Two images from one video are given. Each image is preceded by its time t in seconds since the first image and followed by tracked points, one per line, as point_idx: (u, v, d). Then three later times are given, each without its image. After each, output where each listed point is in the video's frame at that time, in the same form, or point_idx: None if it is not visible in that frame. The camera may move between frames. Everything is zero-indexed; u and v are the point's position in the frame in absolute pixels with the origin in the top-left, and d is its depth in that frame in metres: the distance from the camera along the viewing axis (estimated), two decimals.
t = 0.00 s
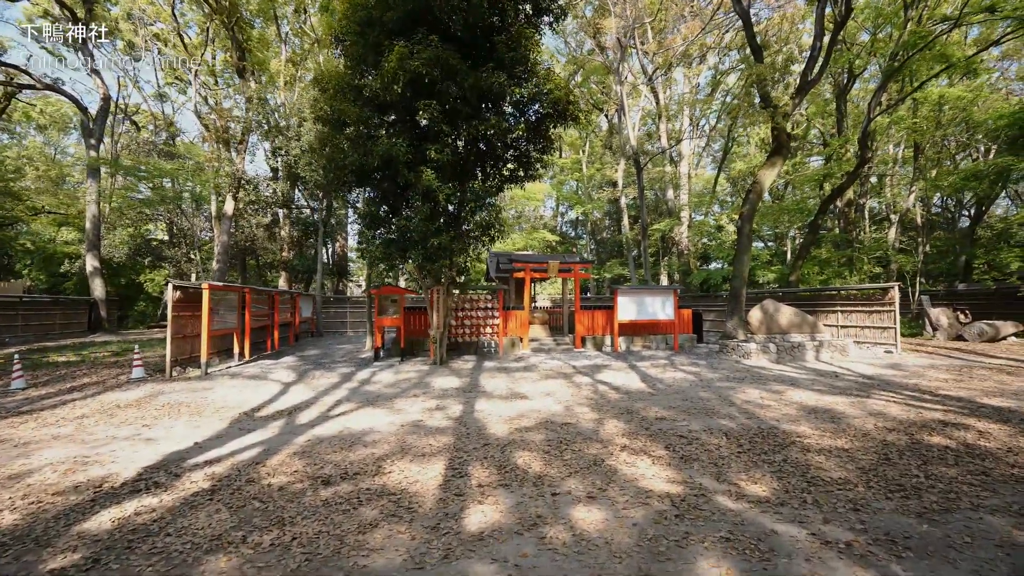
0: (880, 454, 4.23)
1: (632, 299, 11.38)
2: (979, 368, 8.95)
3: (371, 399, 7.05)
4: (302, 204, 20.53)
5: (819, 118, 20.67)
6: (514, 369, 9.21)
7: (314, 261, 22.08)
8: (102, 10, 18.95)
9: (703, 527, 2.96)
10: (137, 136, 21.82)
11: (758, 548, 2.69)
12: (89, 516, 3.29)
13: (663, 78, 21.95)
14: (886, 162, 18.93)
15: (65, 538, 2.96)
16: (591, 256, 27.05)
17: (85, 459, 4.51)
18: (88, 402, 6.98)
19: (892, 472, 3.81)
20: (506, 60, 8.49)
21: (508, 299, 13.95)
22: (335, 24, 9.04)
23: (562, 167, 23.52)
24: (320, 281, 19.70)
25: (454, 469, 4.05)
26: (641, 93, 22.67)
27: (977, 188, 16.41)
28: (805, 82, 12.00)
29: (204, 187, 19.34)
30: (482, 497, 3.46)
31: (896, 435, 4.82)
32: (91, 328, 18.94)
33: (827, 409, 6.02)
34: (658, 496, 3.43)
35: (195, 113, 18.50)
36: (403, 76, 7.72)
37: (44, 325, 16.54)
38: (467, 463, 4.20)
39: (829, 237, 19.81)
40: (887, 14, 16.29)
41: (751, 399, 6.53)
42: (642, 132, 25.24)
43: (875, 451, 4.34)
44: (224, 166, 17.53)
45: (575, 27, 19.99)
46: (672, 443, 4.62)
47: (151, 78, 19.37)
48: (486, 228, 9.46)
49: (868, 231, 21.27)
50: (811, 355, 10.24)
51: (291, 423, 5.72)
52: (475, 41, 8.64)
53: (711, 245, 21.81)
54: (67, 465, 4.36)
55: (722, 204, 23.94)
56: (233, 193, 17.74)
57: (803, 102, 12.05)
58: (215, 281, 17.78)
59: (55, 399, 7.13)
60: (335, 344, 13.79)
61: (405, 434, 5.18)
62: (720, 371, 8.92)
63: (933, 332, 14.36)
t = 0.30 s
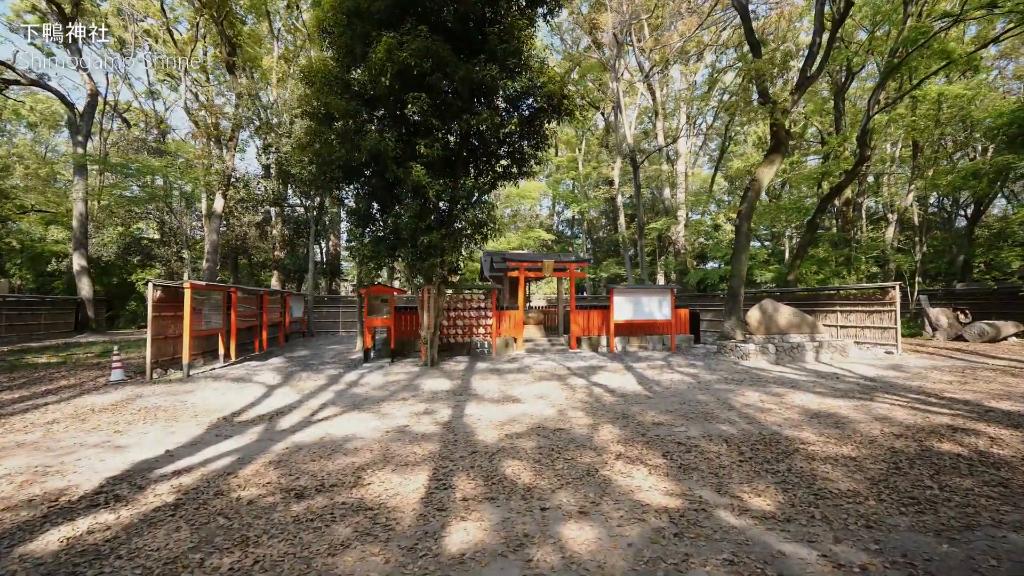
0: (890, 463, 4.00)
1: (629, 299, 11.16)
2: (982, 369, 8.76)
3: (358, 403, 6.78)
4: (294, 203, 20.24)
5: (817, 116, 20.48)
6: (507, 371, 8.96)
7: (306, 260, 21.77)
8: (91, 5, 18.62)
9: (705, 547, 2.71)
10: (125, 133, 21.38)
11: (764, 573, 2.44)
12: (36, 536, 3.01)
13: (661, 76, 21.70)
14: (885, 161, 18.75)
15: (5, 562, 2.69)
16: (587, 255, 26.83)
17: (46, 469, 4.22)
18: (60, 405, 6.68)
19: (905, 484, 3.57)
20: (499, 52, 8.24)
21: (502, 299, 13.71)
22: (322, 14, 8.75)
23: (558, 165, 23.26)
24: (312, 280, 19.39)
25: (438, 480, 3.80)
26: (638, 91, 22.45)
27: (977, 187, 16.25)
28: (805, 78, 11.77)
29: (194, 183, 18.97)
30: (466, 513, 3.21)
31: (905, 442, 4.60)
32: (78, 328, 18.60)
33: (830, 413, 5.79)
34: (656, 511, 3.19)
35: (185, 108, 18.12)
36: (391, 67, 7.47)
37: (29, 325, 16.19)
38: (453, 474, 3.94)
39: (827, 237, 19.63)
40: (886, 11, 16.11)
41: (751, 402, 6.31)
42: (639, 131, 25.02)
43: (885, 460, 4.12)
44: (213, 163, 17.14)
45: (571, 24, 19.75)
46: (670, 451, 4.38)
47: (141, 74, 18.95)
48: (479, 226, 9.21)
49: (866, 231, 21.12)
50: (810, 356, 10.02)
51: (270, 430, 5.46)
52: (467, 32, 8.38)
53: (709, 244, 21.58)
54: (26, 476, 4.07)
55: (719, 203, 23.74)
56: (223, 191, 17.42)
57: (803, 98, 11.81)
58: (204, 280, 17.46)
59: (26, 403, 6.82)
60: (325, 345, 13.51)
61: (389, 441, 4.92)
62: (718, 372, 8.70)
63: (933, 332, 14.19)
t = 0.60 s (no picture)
0: (906, 472, 3.74)
1: (626, 297, 10.90)
2: (990, 370, 8.52)
3: (344, 405, 6.49)
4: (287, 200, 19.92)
5: (817, 114, 20.25)
6: (502, 371, 8.69)
7: (299, 259, 21.46)
8: None
9: (711, 570, 2.44)
10: (117, 129, 21.01)
11: None
12: None
13: (659, 73, 21.44)
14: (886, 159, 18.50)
15: None
16: (584, 254, 26.56)
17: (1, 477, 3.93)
18: (32, 407, 6.37)
19: (925, 496, 3.31)
20: (492, 41, 7.96)
21: (497, 297, 13.43)
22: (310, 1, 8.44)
23: (555, 163, 22.98)
24: (305, 278, 19.08)
25: (422, 490, 3.53)
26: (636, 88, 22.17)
27: (979, 185, 16.04)
28: (807, 72, 11.52)
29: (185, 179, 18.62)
30: (449, 528, 2.93)
31: (920, 448, 4.34)
32: (66, 327, 18.27)
33: (837, 416, 5.53)
34: (656, 526, 2.92)
35: (176, 103, 17.78)
36: (380, 55, 7.18)
37: (15, 323, 15.86)
38: (438, 482, 3.67)
39: (827, 235, 19.39)
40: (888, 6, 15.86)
41: (754, 404, 6.06)
42: (637, 128, 24.76)
43: (900, 468, 3.86)
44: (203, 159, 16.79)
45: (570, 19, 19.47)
46: (671, 458, 4.11)
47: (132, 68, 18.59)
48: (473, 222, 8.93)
49: (866, 230, 20.90)
50: (813, 356, 9.76)
51: (249, 434, 5.17)
52: (460, 20, 8.08)
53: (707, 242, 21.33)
54: None
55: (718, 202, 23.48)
56: (214, 187, 17.09)
57: (805, 93, 11.56)
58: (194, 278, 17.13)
59: None
60: (316, 344, 13.20)
61: (374, 446, 4.64)
62: (719, 373, 8.44)
63: (935, 332, 13.95)
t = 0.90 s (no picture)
0: (925, 486, 3.48)
1: (624, 297, 10.62)
2: (998, 372, 8.27)
3: (328, 410, 6.19)
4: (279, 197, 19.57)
5: (817, 112, 20.01)
6: (495, 373, 8.39)
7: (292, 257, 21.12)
8: None
9: None
10: (106, 125, 20.63)
11: None
12: None
13: (657, 70, 21.20)
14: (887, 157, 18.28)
15: None
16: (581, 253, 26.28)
17: None
18: None
19: (949, 513, 3.04)
20: (485, 29, 7.67)
21: (492, 297, 13.14)
22: None
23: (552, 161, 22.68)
24: (296, 277, 18.73)
25: (401, 506, 3.24)
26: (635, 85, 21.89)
27: (981, 184, 15.82)
28: (808, 68, 11.27)
29: (175, 176, 18.26)
30: (426, 552, 2.64)
31: (936, 458, 4.07)
32: (51, 326, 17.90)
33: (845, 422, 5.26)
34: (656, 549, 2.64)
35: (165, 98, 17.42)
36: (367, 43, 6.87)
37: None
38: (419, 497, 3.39)
39: (827, 234, 19.16)
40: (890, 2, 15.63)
41: (757, 409, 5.78)
42: (635, 127, 24.50)
43: (918, 481, 3.58)
44: (193, 155, 16.45)
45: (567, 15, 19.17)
46: (671, 469, 3.83)
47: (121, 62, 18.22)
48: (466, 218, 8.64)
49: (866, 229, 20.68)
50: (815, 358, 9.50)
51: (223, 441, 4.85)
52: (452, 7, 7.77)
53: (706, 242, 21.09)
54: None
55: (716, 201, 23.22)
56: (204, 183, 16.72)
57: (807, 88, 11.30)
58: (183, 277, 16.77)
59: None
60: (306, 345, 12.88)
61: (354, 455, 4.35)
62: (718, 375, 8.17)
63: (937, 333, 13.72)
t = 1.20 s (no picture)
0: (950, 500, 3.18)
1: (622, 295, 10.32)
2: (1008, 373, 8.00)
3: (310, 415, 5.87)
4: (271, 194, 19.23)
5: (818, 108, 19.75)
6: (488, 374, 8.08)
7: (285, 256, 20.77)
8: None
9: None
10: (96, 121, 20.23)
11: None
12: None
13: (656, 66, 20.90)
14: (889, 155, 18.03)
15: None
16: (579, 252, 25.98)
17: None
18: None
19: (981, 534, 2.74)
20: (478, 15, 7.41)
21: (487, 296, 12.83)
22: None
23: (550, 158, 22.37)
24: (288, 276, 18.38)
25: (375, 525, 2.93)
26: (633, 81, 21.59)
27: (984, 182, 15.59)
28: (812, 60, 10.98)
29: (165, 172, 17.90)
30: None
31: (958, 468, 3.77)
32: (37, 325, 17.60)
33: (856, 427, 4.97)
34: None
35: (154, 92, 17.05)
36: (353, 29, 6.56)
37: None
38: (397, 514, 3.08)
39: (827, 232, 18.92)
40: None
41: (762, 413, 5.49)
42: (633, 124, 24.20)
43: (942, 495, 3.29)
44: (181, 150, 16.04)
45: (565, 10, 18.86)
46: (674, 481, 3.53)
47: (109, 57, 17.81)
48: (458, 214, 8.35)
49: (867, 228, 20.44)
50: (819, 359, 9.23)
51: (193, 449, 4.53)
52: None
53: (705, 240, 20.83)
54: None
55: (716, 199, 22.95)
56: (193, 179, 16.36)
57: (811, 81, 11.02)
58: (172, 275, 16.40)
59: None
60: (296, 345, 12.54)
61: (332, 465, 4.04)
62: (720, 377, 7.89)
63: (941, 332, 13.47)
